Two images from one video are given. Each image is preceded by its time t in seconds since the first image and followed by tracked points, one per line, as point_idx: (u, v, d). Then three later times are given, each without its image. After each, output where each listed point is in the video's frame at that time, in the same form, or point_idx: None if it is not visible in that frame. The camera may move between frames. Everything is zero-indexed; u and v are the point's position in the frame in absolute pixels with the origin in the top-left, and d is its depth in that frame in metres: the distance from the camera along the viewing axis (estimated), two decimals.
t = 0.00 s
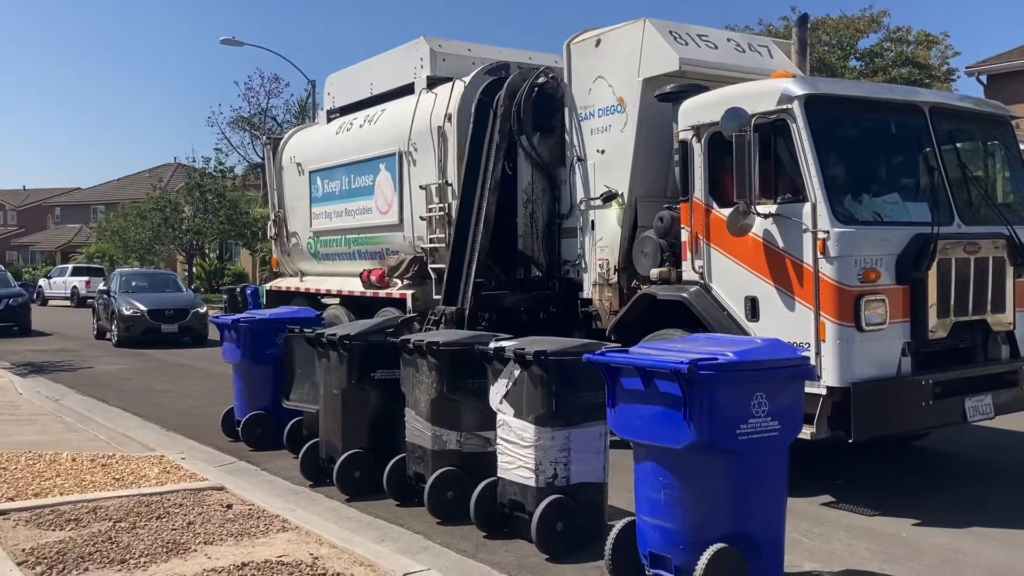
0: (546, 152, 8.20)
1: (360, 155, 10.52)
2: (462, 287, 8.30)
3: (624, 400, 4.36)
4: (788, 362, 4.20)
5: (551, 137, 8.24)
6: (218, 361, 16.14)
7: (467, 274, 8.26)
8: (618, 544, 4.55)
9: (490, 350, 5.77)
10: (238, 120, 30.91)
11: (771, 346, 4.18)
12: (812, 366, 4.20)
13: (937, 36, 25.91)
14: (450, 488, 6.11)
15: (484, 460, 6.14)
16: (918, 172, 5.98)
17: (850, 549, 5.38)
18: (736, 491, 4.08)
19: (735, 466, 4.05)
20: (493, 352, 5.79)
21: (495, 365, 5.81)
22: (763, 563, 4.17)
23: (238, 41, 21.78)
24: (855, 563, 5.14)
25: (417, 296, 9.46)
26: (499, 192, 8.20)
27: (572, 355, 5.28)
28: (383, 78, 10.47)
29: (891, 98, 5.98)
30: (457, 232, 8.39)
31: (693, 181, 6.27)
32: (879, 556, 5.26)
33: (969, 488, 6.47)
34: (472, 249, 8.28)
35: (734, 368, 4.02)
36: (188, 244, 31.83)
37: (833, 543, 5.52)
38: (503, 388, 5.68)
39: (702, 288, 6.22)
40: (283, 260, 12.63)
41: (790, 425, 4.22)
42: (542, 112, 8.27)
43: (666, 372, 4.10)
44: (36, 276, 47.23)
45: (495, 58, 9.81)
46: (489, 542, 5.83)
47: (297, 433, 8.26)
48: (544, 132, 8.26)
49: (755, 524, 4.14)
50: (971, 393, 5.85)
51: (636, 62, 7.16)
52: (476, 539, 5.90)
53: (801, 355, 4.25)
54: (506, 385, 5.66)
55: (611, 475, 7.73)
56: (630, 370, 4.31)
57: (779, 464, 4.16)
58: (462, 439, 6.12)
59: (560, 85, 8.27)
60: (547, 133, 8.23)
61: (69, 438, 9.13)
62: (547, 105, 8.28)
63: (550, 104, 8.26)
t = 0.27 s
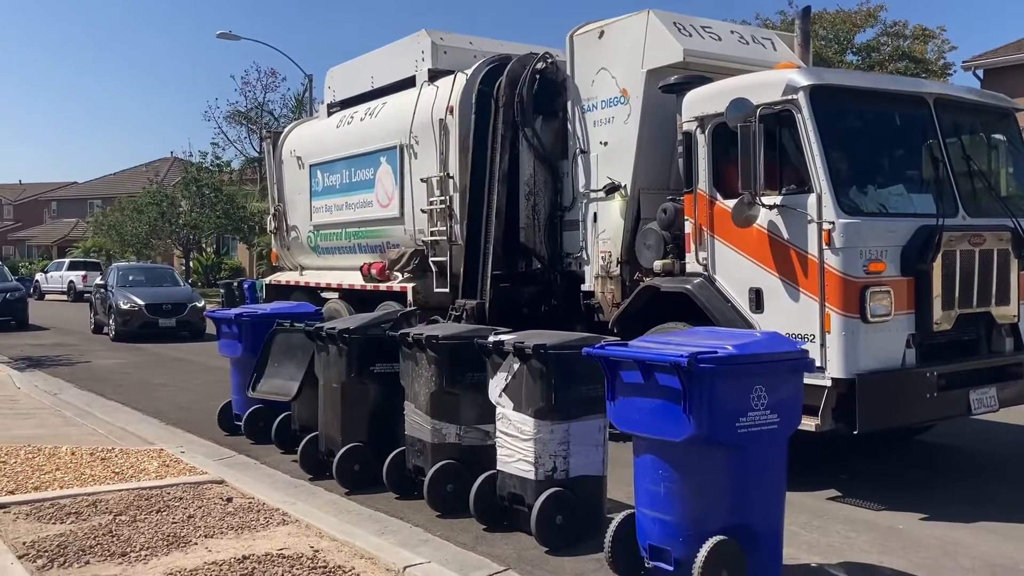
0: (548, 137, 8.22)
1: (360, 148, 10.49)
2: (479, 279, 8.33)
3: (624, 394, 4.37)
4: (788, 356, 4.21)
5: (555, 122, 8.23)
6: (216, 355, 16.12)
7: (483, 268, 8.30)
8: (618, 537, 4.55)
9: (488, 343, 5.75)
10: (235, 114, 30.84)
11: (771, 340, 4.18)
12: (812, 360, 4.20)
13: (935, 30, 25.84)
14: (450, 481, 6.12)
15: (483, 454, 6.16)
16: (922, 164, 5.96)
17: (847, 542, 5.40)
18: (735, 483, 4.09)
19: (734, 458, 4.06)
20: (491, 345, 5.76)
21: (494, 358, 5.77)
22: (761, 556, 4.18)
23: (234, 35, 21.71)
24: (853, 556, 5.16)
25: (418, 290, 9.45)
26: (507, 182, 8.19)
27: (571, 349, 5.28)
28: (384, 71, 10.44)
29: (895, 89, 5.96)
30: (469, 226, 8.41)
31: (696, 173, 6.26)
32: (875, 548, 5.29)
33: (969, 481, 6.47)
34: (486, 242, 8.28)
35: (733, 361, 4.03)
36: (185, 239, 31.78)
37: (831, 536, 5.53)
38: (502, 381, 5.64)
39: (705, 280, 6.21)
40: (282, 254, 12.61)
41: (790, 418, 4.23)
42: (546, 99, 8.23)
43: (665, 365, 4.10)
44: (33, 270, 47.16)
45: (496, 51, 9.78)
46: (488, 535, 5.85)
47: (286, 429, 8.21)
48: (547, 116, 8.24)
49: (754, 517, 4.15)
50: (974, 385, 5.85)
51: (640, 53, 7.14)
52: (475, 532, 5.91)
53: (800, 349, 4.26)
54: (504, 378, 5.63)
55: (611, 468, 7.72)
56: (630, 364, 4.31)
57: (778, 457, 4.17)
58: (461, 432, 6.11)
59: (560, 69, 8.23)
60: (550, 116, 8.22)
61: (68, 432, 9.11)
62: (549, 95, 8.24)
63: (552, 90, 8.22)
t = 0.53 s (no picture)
0: (556, 125, 8.10)
1: (358, 141, 10.35)
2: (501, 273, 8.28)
3: (620, 388, 4.27)
4: (786, 350, 4.11)
5: (561, 108, 8.15)
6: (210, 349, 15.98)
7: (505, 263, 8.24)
8: (613, 532, 4.44)
9: (484, 338, 5.65)
10: (229, 106, 30.62)
11: (769, 333, 4.08)
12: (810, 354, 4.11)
13: (931, 24, 25.73)
14: (445, 476, 6.04)
15: (479, 448, 6.07)
16: (934, 159, 5.86)
17: (847, 537, 5.33)
18: (732, 478, 3.99)
19: (731, 453, 3.96)
20: (487, 339, 5.67)
21: (490, 353, 5.68)
22: (758, 552, 4.08)
23: (228, 27, 21.51)
24: (853, 551, 5.10)
25: (417, 284, 9.25)
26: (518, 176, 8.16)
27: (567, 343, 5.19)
28: (383, 62, 10.30)
29: (908, 82, 5.85)
30: (486, 221, 8.39)
31: (705, 167, 6.17)
32: (872, 542, 5.24)
33: (976, 478, 6.38)
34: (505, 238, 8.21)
35: (730, 355, 3.93)
36: (178, 232, 31.59)
37: (831, 530, 5.46)
38: (498, 376, 5.59)
39: (714, 275, 6.10)
40: (278, 248, 12.48)
41: (787, 412, 4.13)
42: (552, 87, 8.15)
43: (662, 359, 4.01)
44: (24, 263, 46.89)
45: (497, 42, 9.65)
46: (484, 529, 5.78)
47: (275, 425, 8.08)
48: (553, 101, 8.15)
49: (751, 512, 4.05)
50: (986, 383, 5.75)
51: (647, 45, 7.03)
52: (471, 526, 5.84)
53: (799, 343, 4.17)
54: (501, 373, 5.58)
55: (611, 464, 7.63)
56: (626, 358, 4.22)
57: (776, 452, 4.08)
58: (458, 427, 6.02)
59: (564, 57, 8.19)
60: (557, 102, 8.14)
61: (61, 427, 8.98)
62: (556, 84, 8.15)
63: (559, 79, 8.15)
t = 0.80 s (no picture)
0: (561, 114, 7.94)
1: (359, 134, 10.23)
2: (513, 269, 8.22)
3: (615, 382, 4.37)
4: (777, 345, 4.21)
5: (566, 98, 7.99)
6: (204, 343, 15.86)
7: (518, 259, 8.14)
8: (604, 521, 4.68)
9: (479, 332, 5.69)
10: (222, 100, 30.40)
11: (761, 329, 4.18)
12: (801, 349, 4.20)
13: (927, 20, 25.67)
14: (440, 469, 6.08)
15: (473, 442, 6.12)
16: (948, 152, 5.77)
17: (843, 532, 5.29)
18: (725, 472, 4.09)
19: (723, 447, 4.06)
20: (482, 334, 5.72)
21: (485, 348, 5.70)
22: (751, 544, 4.19)
23: (221, 20, 21.30)
24: (848, 545, 5.07)
25: (419, 278, 9.12)
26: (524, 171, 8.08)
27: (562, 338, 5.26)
28: (384, 54, 10.18)
29: (923, 73, 5.76)
30: (494, 216, 8.28)
31: (715, 160, 6.06)
32: (864, 535, 5.23)
33: (982, 474, 6.33)
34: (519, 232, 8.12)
35: (723, 350, 4.02)
36: (172, 226, 31.39)
37: (827, 524, 5.42)
38: (493, 370, 5.62)
39: (725, 271, 6.01)
40: (277, 242, 12.36)
41: (779, 406, 4.23)
42: (557, 75, 8.03)
43: (656, 355, 4.10)
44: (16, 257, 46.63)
45: (500, 34, 9.53)
46: (478, 523, 5.81)
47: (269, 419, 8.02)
48: (558, 91, 8.00)
49: (743, 505, 4.15)
50: (1002, 380, 5.68)
51: (655, 37, 6.93)
52: (466, 520, 5.87)
53: (790, 339, 4.26)
54: (495, 367, 5.63)
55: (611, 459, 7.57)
56: (621, 353, 4.31)
57: (767, 446, 4.17)
58: (453, 421, 6.07)
59: (569, 49, 8.09)
60: (562, 91, 7.98)
61: (55, 420, 8.87)
62: (559, 73, 8.03)
63: (563, 68, 8.05)
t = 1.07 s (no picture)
0: (571, 108, 7.86)
1: (362, 127, 10.09)
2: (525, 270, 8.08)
3: (609, 376, 4.40)
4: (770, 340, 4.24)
5: (577, 92, 7.90)
6: (199, 338, 15.70)
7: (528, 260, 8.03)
8: (600, 516, 4.66)
9: (475, 326, 5.66)
10: (216, 95, 30.19)
11: (753, 324, 4.21)
12: (794, 344, 4.23)
13: (923, 17, 25.57)
14: (435, 463, 6.01)
15: (469, 436, 6.07)
16: (970, 147, 5.66)
17: (847, 528, 5.19)
18: (718, 466, 4.11)
19: (716, 441, 4.08)
20: (477, 328, 5.68)
21: (479, 342, 5.67)
22: (743, 537, 4.20)
23: (217, 15, 21.11)
24: (853, 541, 4.97)
25: (424, 274, 8.95)
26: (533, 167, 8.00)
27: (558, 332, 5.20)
28: (388, 47, 10.04)
29: (945, 67, 5.65)
30: (505, 212, 8.16)
31: (733, 155, 5.97)
32: (872, 532, 5.13)
33: (995, 468, 6.21)
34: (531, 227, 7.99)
35: (717, 345, 4.05)
36: (166, 221, 31.18)
37: (832, 520, 5.32)
38: (488, 364, 5.58)
39: (742, 267, 5.91)
40: (278, 237, 12.22)
41: (772, 401, 4.25)
42: (568, 67, 7.93)
43: (650, 349, 4.13)
44: (9, 253, 46.36)
45: (506, 27, 9.40)
46: (473, 516, 5.73)
47: (265, 414, 7.88)
48: (569, 85, 7.91)
49: (736, 498, 4.18)
50: None
51: (669, 29, 6.82)
52: (461, 513, 5.79)
53: (784, 334, 4.28)
54: (491, 362, 5.58)
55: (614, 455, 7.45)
56: (616, 347, 4.34)
57: (760, 440, 4.20)
58: (447, 415, 6.01)
59: (580, 41, 7.98)
60: (572, 85, 7.88)
61: (52, 415, 8.73)
62: (570, 66, 7.92)
63: (573, 60, 7.92)
